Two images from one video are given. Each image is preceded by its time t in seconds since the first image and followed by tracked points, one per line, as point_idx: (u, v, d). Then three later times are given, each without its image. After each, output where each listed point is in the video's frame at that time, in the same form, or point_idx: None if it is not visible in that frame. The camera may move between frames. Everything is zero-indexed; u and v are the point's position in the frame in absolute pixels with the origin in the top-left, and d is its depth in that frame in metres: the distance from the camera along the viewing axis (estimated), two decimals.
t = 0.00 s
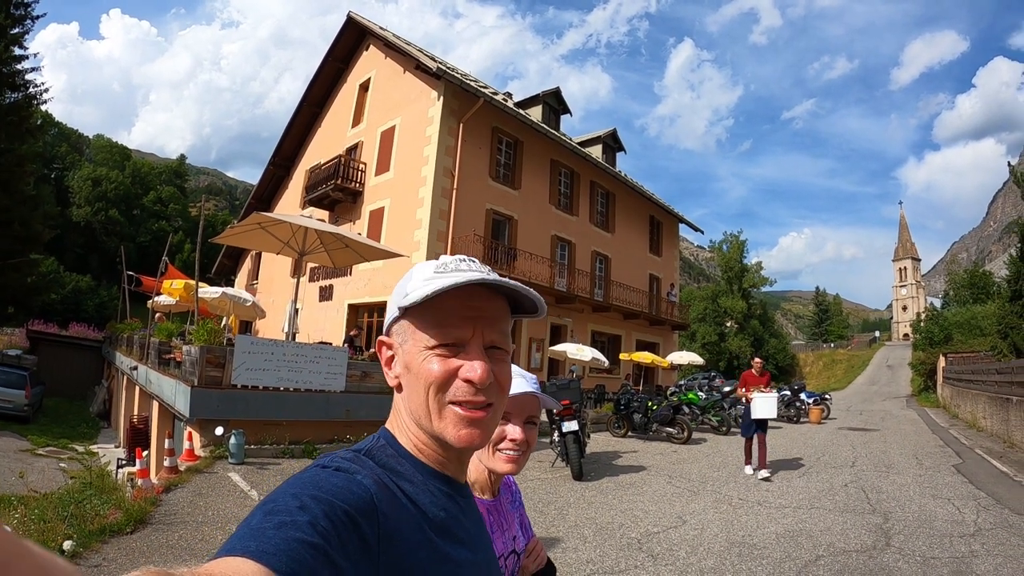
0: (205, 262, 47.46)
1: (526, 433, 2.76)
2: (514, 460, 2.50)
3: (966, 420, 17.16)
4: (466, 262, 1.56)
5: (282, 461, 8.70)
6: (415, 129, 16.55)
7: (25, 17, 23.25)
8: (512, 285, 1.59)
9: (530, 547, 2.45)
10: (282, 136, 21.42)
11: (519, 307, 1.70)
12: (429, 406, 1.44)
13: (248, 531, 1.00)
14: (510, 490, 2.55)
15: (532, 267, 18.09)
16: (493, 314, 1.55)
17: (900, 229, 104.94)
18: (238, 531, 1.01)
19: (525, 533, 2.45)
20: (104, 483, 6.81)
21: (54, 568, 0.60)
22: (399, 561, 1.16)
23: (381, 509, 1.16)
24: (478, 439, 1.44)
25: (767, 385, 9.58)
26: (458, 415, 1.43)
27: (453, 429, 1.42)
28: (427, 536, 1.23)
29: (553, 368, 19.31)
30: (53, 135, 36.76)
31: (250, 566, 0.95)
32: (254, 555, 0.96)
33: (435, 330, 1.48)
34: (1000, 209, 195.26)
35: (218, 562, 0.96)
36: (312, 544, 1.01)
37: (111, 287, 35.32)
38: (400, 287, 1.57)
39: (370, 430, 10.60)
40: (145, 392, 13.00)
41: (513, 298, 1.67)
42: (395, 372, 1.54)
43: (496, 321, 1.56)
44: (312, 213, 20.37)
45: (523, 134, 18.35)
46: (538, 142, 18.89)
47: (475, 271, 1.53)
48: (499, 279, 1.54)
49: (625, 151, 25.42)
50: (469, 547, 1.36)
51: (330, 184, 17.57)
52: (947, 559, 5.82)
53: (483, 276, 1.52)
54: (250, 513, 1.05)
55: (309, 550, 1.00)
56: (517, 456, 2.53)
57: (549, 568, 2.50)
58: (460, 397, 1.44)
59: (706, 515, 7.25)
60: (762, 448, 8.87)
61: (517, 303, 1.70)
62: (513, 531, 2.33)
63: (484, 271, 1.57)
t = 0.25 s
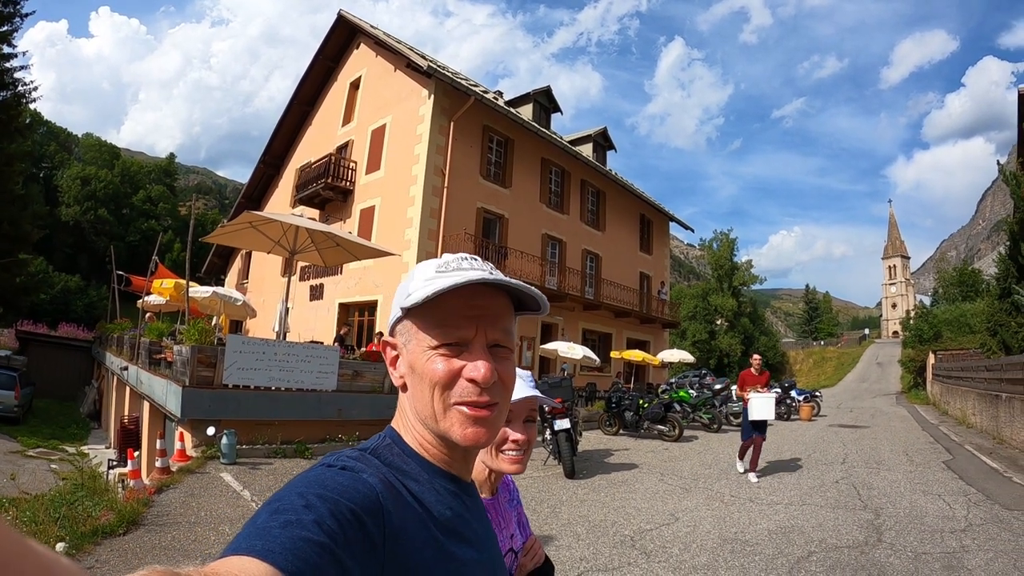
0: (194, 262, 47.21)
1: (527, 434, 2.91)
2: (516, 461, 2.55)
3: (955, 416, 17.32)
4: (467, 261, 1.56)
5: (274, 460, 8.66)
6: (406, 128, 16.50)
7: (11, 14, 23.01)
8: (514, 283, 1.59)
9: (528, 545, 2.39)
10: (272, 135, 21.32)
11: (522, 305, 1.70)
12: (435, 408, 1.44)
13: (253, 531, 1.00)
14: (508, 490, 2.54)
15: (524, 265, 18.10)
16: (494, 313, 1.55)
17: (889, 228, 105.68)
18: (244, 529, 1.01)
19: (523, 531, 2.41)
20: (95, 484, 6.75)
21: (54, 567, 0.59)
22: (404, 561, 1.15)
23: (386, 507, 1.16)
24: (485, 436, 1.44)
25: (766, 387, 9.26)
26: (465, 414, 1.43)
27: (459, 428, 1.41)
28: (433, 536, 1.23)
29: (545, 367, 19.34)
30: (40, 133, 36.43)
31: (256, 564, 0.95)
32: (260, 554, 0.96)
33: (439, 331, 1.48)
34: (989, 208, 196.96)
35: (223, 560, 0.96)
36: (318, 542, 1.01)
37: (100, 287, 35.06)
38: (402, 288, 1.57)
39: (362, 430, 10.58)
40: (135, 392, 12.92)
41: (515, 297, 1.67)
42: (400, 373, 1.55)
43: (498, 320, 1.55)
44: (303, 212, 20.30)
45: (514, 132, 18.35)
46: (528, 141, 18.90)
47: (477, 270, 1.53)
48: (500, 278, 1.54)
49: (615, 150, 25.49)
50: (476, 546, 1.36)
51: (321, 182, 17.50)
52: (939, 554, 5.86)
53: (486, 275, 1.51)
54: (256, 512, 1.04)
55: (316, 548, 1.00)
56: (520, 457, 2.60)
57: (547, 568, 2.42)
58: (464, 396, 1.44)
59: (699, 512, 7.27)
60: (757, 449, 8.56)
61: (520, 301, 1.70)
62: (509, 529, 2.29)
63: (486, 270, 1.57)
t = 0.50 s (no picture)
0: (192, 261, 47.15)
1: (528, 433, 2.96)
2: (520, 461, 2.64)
3: (954, 411, 17.35)
4: (469, 260, 1.56)
5: (273, 460, 8.66)
6: (403, 127, 16.48)
7: (6, 14, 22.92)
8: (516, 283, 1.59)
9: (526, 542, 2.40)
10: (269, 134, 21.29)
11: (523, 304, 1.70)
12: (437, 407, 1.44)
13: (256, 530, 1.00)
14: (505, 487, 2.54)
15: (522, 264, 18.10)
16: (496, 311, 1.54)
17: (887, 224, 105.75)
18: (248, 528, 1.01)
19: (520, 529, 2.41)
20: (95, 485, 6.74)
21: (56, 566, 0.59)
22: (406, 560, 1.15)
23: (388, 507, 1.16)
24: (487, 434, 1.44)
25: (773, 381, 8.73)
26: (467, 413, 1.43)
27: (462, 426, 1.41)
28: (435, 534, 1.23)
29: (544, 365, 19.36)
30: (37, 133, 36.32)
31: (259, 563, 0.95)
32: (263, 553, 0.96)
33: (441, 330, 1.48)
34: (987, 204, 197.16)
35: (226, 560, 0.96)
36: (320, 542, 1.01)
37: (98, 288, 35.01)
38: (404, 286, 1.57)
39: (362, 428, 10.58)
40: (134, 392, 12.92)
41: (517, 295, 1.67)
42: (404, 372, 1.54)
43: (500, 318, 1.55)
44: (300, 211, 20.28)
45: (511, 130, 18.34)
46: (526, 139, 18.89)
47: (479, 269, 1.53)
48: (502, 276, 1.54)
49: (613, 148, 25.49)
50: (477, 545, 1.36)
51: (319, 182, 17.48)
52: (937, 549, 5.88)
53: (488, 274, 1.51)
54: (259, 512, 1.04)
55: (319, 548, 1.00)
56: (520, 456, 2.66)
57: (544, 565, 2.43)
58: (466, 395, 1.44)
59: (698, 508, 7.29)
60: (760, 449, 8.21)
61: (521, 299, 1.70)
62: (507, 527, 2.28)
63: (488, 269, 1.56)
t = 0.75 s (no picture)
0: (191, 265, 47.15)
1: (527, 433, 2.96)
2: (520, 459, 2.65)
3: (954, 409, 17.35)
4: (469, 262, 1.56)
5: (274, 462, 8.66)
6: (401, 128, 16.48)
7: (3, 19, 22.92)
8: (516, 284, 1.59)
9: (524, 542, 2.40)
10: (267, 137, 21.29)
11: (522, 304, 1.70)
12: (437, 408, 1.44)
13: (257, 530, 1.00)
14: (503, 488, 2.54)
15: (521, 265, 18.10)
16: (495, 313, 1.55)
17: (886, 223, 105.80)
18: (248, 528, 1.01)
19: (518, 529, 2.41)
20: (95, 489, 6.73)
21: (57, 566, 0.60)
22: (407, 560, 1.15)
23: (389, 507, 1.16)
24: (486, 435, 1.44)
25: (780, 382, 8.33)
26: (467, 414, 1.43)
27: (462, 428, 1.41)
28: (435, 534, 1.23)
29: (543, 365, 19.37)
30: (34, 138, 36.28)
31: (260, 563, 0.95)
32: (265, 552, 0.96)
33: (441, 331, 1.48)
34: (985, 201, 197.31)
35: (228, 560, 0.96)
36: (321, 542, 1.01)
37: (97, 292, 34.98)
38: (403, 289, 1.57)
39: (362, 430, 10.58)
40: (134, 396, 12.91)
41: (516, 297, 1.67)
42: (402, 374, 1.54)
43: (499, 320, 1.56)
44: (299, 213, 20.27)
45: (509, 131, 18.34)
46: (524, 140, 18.90)
47: (479, 271, 1.53)
48: (502, 278, 1.54)
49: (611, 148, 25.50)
50: (477, 545, 1.36)
51: (317, 184, 17.48)
52: (937, 547, 5.88)
53: (488, 275, 1.52)
54: (259, 512, 1.04)
55: (319, 548, 1.00)
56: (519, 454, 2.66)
57: (543, 565, 2.43)
58: (466, 396, 1.44)
59: (699, 508, 7.28)
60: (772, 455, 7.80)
61: (521, 301, 1.70)
62: (506, 528, 2.28)
63: (488, 271, 1.57)
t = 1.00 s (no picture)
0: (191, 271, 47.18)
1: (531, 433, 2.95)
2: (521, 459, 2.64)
3: (956, 404, 17.33)
4: (468, 265, 1.56)
5: (275, 468, 8.65)
6: (399, 132, 16.50)
7: None
8: (515, 287, 1.59)
9: (526, 546, 2.39)
10: (265, 143, 21.32)
11: (521, 307, 1.70)
12: (438, 412, 1.44)
13: (258, 533, 1.00)
14: (505, 491, 2.54)
15: (520, 266, 18.10)
16: (495, 315, 1.55)
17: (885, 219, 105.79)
18: (249, 531, 1.01)
19: (520, 532, 2.41)
20: (98, 497, 6.73)
21: (60, 568, 0.60)
22: (408, 562, 1.15)
23: (389, 509, 1.16)
24: (486, 441, 1.44)
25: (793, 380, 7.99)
26: (467, 419, 1.43)
27: (462, 432, 1.42)
28: (435, 536, 1.23)
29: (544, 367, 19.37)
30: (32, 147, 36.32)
31: (261, 566, 0.95)
32: (265, 555, 0.96)
33: (441, 334, 1.48)
34: (984, 196, 197.38)
35: (229, 563, 0.96)
36: (322, 544, 1.01)
37: (97, 300, 34.97)
38: (403, 293, 1.57)
39: (364, 435, 10.58)
40: (135, 404, 12.90)
41: (515, 299, 1.67)
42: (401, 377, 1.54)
43: (498, 323, 1.56)
44: (298, 219, 20.28)
45: (507, 134, 18.36)
46: (522, 142, 18.91)
47: (478, 274, 1.53)
48: (501, 281, 1.54)
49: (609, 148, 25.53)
50: (477, 547, 1.35)
51: (315, 189, 17.49)
52: (941, 542, 5.87)
53: (487, 279, 1.52)
54: (260, 515, 1.04)
55: (320, 551, 1.00)
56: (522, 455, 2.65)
57: (546, 568, 2.43)
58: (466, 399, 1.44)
59: (702, 508, 7.27)
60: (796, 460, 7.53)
61: (520, 303, 1.70)
62: (507, 531, 2.27)
63: (486, 274, 1.57)
